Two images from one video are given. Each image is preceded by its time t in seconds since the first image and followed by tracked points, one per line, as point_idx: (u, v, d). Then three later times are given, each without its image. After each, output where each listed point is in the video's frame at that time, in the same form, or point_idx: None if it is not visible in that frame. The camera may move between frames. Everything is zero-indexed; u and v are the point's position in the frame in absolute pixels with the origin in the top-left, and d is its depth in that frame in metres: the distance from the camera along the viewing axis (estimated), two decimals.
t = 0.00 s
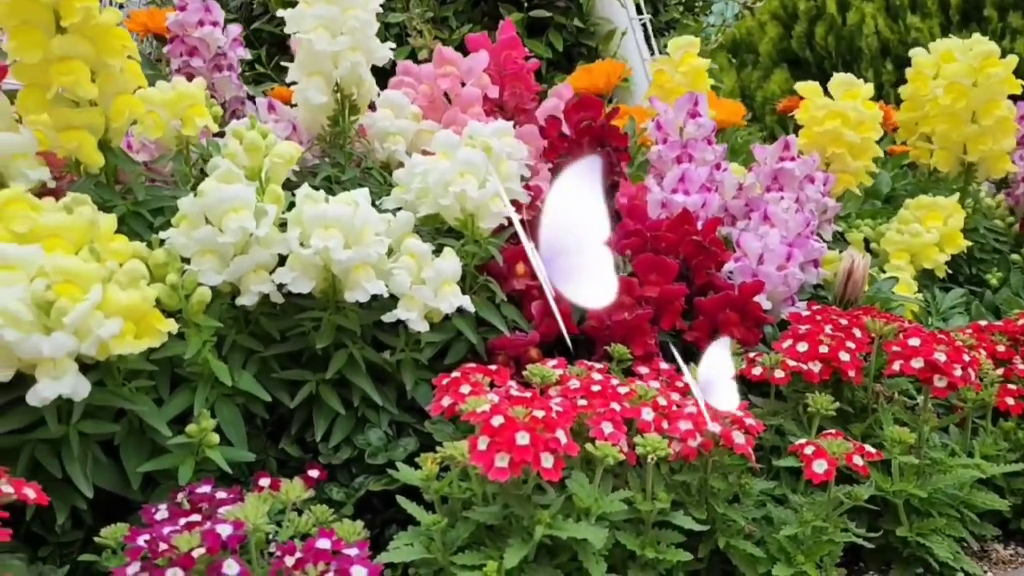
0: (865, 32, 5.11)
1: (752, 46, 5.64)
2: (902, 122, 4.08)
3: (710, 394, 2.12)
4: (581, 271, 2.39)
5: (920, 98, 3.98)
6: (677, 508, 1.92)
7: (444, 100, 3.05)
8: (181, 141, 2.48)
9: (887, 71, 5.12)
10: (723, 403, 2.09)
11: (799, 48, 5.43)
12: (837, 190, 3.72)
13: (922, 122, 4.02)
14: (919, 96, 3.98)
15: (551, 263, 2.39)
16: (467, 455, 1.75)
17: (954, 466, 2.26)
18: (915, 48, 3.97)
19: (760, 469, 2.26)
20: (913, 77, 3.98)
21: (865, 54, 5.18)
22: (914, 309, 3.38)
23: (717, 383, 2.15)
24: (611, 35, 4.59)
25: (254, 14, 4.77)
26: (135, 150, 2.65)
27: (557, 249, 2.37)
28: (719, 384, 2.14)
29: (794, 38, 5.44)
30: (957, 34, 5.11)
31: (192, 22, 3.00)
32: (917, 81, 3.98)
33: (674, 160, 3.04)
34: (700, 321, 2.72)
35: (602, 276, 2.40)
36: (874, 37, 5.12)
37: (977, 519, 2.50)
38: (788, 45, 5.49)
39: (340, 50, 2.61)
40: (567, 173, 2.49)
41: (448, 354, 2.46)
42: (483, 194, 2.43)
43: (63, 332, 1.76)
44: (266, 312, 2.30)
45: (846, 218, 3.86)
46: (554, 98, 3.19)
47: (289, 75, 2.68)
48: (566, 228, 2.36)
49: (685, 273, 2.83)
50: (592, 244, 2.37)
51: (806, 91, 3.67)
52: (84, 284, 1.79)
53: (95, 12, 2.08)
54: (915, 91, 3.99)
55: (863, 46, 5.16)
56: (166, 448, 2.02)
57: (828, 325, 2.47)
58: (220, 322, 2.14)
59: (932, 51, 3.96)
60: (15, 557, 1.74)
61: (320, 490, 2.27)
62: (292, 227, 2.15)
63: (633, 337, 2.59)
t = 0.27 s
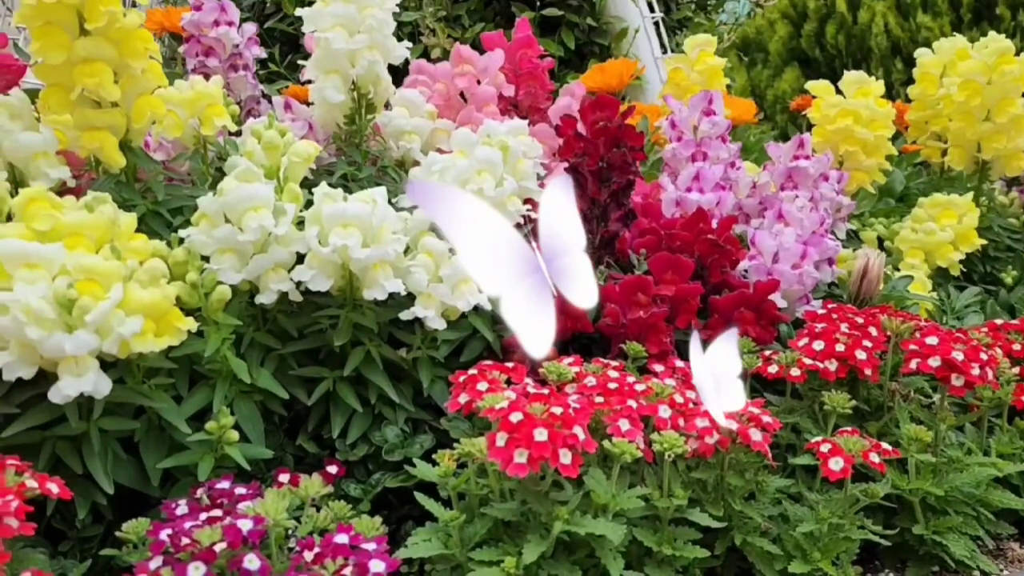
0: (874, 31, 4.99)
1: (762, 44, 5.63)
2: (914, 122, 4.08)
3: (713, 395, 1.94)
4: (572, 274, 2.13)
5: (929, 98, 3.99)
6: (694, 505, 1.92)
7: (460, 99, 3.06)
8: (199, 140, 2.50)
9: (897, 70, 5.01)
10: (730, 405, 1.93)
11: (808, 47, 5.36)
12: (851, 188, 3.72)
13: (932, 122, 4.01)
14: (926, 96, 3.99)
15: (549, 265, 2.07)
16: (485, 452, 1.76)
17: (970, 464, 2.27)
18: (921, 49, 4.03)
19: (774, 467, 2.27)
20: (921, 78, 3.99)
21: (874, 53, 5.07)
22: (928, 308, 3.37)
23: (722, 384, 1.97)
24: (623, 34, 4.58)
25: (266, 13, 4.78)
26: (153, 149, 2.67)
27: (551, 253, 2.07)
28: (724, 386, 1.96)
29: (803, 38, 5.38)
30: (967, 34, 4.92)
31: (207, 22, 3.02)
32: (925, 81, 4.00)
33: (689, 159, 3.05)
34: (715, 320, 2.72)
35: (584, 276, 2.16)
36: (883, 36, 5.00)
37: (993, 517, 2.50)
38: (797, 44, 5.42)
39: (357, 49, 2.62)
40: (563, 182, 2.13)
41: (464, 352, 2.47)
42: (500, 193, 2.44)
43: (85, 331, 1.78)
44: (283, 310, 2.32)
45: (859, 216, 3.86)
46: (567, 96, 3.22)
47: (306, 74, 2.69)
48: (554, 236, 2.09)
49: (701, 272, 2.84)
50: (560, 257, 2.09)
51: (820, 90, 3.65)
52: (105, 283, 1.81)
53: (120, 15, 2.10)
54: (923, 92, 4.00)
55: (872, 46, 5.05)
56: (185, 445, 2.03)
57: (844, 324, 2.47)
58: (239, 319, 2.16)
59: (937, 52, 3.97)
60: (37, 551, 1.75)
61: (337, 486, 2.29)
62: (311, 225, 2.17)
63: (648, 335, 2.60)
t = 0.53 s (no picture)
0: (882, 31, 4.87)
1: (771, 44, 5.52)
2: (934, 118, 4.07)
3: (709, 394, 1.98)
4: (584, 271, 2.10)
5: (952, 92, 3.97)
6: (710, 503, 1.93)
7: (474, 98, 3.07)
8: (215, 139, 2.51)
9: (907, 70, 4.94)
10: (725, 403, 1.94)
11: (816, 48, 5.19)
12: (864, 187, 3.71)
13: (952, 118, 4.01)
14: (951, 90, 3.97)
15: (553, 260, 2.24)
16: (502, 449, 1.77)
17: (985, 463, 2.27)
18: (948, 44, 4.00)
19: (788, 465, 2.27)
20: (946, 71, 3.96)
21: (883, 53, 4.96)
22: (942, 307, 3.36)
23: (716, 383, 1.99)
24: (634, 33, 4.57)
25: (277, 12, 4.77)
26: (170, 148, 2.69)
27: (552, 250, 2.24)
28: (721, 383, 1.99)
29: (811, 38, 5.20)
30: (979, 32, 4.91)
31: (223, 22, 3.04)
32: (950, 75, 3.97)
33: (702, 158, 3.04)
34: (729, 318, 2.73)
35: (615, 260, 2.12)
36: (892, 36, 4.90)
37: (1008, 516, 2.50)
38: (806, 44, 5.25)
39: (373, 48, 2.63)
40: (608, 147, 2.08)
41: (479, 350, 2.47)
42: (515, 191, 2.45)
43: (107, 327, 1.78)
44: (299, 307, 2.33)
45: (873, 215, 3.85)
46: (580, 95, 3.20)
47: (322, 73, 2.71)
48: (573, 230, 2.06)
49: (715, 270, 2.85)
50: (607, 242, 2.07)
51: (834, 89, 3.65)
52: (126, 280, 1.83)
53: (134, 12, 2.11)
54: (948, 85, 3.97)
55: (880, 45, 4.93)
56: (202, 441, 2.04)
57: (859, 322, 2.47)
58: (256, 317, 2.17)
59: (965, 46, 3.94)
60: (58, 546, 1.77)
61: (353, 483, 2.30)
62: (328, 224, 2.18)
63: (662, 333, 2.61)
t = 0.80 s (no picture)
0: (893, 30, 4.81)
1: (779, 43, 5.41)
2: (945, 118, 4.05)
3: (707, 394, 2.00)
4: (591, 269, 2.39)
5: (960, 93, 3.97)
6: (726, 501, 1.93)
7: (487, 97, 3.08)
8: (232, 139, 2.53)
9: (918, 69, 4.88)
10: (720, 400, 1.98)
11: (824, 47, 5.11)
12: (878, 186, 3.70)
13: (964, 118, 3.99)
14: (958, 90, 3.97)
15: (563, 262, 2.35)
16: (519, 447, 1.78)
17: (1001, 462, 2.26)
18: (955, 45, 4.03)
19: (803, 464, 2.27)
20: (954, 72, 3.97)
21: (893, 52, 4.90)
22: (957, 306, 3.35)
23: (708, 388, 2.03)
24: (646, 32, 4.59)
25: (289, 11, 4.78)
26: (187, 147, 2.70)
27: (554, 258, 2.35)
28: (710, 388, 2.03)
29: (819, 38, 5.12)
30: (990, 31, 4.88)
31: (239, 22, 3.06)
32: (957, 75, 3.97)
33: (715, 156, 3.06)
34: (743, 317, 2.73)
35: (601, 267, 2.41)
36: (904, 34, 4.83)
37: None
38: (816, 43, 5.16)
39: (388, 47, 2.64)
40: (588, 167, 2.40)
41: (494, 348, 2.48)
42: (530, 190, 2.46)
43: (127, 325, 1.80)
44: (316, 305, 2.35)
45: (886, 214, 3.84)
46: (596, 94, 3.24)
47: (337, 72, 2.72)
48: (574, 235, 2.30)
49: (729, 269, 2.85)
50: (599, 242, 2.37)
51: (847, 88, 3.64)
52: (146, 277, 1.85)
53: (158, 13, 2.13)
54: (956, 85, 3.97)
55: (891, 44, 4.87)
56: (220, 438, 2.06)
57: (873, 321, 2.47)
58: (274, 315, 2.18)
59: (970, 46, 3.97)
60: (80, 541, 1.79)
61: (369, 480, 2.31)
62: (344, 222, 2.20)
63: (677, 331, 2.61)
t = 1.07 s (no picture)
0: (908, 27, 4.80)
1: (791, 41, 5.43)
2: (959, 116, 4.04)
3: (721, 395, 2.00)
4: (568, 275, 2.35)
5: (976, 91, 3.95)
6: (742, 500, 1.94)
7: (501, 96, 3.08)
8: (247, 137, 2.53)
9: (931, 68, 4.84)
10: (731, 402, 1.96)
11: (836, 45, 5.12)
12: (891, 184, 3.69)
13: (979, 116, 3.98)
14: (976, 89, 3.94)
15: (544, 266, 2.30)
16: (535, 445, 1.78)
17: (1017, 461, 2.26)
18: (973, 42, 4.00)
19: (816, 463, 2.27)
20: (972, 70, 3.93)
21: (908, 49, 4.86)
22: (972, 304, 3.34)
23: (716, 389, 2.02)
24: (657, 31, 4.58)
25: (301, 11, 4.80)
26: (202, 146, 2.71)
27: (545, 255, 2.30)
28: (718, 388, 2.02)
29: (831, 35, 5.13)
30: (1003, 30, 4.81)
31: (256, 21, 3.06)
32: (975, 73, 3.94)
33: (728, 155, 3.06)
34: (757, 316, 2.72)
35: (584, 272, 2.37)
36: (918, 32, 4.81)
37: None
38: (827, 41, 5.19)
39: (403, 47, 2.64)
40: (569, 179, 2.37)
41: (509, 346, 2.48)
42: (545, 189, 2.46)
43: (146, 322, 1.81)
44: (332, 303, 2.35)
45: (899, 213, 3.83)
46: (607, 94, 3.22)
47: (352, 71, 2.72)
48: (556, 239, 2.30)
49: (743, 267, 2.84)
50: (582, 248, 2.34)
51: (861, 86, 3.62)
52: (164, 275, 1.85)
53: (171, 13, 2.14)
54: (973, 84, 3.95)
55: (906, 41, 4.84)
56: (237, 435, 2.06)
57: (889, 320, 2.46)
58: (290, 313, 2.19)
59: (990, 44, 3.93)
60: (100, 537, 1.80)
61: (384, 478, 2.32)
62: (360, 221, 2.21)
63: (691, 330, 2.61)
